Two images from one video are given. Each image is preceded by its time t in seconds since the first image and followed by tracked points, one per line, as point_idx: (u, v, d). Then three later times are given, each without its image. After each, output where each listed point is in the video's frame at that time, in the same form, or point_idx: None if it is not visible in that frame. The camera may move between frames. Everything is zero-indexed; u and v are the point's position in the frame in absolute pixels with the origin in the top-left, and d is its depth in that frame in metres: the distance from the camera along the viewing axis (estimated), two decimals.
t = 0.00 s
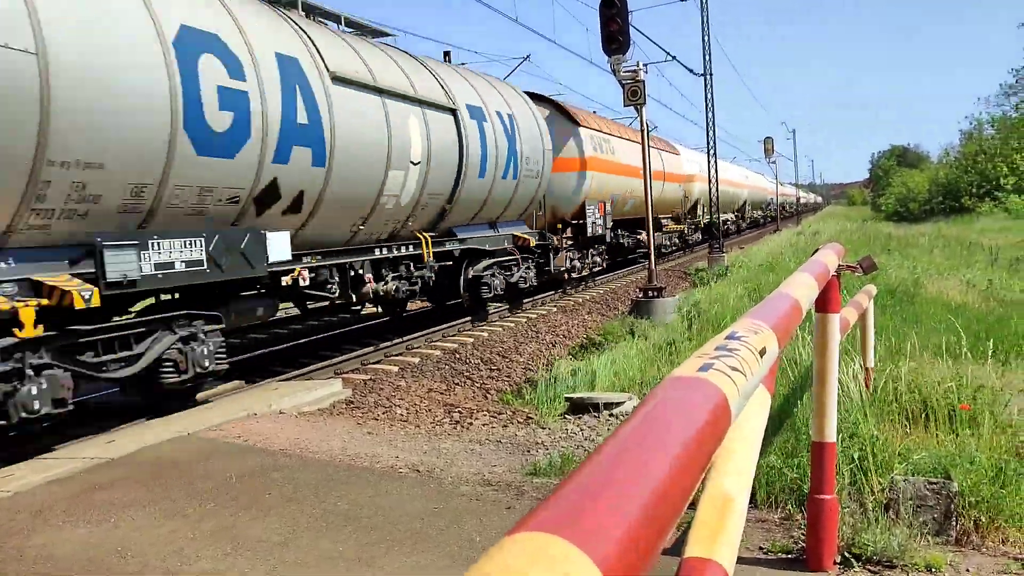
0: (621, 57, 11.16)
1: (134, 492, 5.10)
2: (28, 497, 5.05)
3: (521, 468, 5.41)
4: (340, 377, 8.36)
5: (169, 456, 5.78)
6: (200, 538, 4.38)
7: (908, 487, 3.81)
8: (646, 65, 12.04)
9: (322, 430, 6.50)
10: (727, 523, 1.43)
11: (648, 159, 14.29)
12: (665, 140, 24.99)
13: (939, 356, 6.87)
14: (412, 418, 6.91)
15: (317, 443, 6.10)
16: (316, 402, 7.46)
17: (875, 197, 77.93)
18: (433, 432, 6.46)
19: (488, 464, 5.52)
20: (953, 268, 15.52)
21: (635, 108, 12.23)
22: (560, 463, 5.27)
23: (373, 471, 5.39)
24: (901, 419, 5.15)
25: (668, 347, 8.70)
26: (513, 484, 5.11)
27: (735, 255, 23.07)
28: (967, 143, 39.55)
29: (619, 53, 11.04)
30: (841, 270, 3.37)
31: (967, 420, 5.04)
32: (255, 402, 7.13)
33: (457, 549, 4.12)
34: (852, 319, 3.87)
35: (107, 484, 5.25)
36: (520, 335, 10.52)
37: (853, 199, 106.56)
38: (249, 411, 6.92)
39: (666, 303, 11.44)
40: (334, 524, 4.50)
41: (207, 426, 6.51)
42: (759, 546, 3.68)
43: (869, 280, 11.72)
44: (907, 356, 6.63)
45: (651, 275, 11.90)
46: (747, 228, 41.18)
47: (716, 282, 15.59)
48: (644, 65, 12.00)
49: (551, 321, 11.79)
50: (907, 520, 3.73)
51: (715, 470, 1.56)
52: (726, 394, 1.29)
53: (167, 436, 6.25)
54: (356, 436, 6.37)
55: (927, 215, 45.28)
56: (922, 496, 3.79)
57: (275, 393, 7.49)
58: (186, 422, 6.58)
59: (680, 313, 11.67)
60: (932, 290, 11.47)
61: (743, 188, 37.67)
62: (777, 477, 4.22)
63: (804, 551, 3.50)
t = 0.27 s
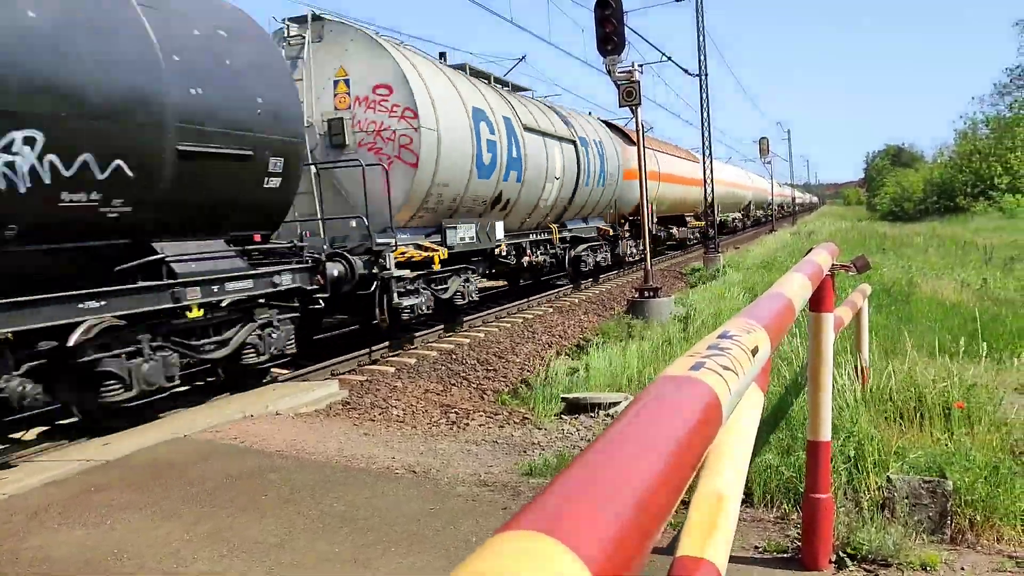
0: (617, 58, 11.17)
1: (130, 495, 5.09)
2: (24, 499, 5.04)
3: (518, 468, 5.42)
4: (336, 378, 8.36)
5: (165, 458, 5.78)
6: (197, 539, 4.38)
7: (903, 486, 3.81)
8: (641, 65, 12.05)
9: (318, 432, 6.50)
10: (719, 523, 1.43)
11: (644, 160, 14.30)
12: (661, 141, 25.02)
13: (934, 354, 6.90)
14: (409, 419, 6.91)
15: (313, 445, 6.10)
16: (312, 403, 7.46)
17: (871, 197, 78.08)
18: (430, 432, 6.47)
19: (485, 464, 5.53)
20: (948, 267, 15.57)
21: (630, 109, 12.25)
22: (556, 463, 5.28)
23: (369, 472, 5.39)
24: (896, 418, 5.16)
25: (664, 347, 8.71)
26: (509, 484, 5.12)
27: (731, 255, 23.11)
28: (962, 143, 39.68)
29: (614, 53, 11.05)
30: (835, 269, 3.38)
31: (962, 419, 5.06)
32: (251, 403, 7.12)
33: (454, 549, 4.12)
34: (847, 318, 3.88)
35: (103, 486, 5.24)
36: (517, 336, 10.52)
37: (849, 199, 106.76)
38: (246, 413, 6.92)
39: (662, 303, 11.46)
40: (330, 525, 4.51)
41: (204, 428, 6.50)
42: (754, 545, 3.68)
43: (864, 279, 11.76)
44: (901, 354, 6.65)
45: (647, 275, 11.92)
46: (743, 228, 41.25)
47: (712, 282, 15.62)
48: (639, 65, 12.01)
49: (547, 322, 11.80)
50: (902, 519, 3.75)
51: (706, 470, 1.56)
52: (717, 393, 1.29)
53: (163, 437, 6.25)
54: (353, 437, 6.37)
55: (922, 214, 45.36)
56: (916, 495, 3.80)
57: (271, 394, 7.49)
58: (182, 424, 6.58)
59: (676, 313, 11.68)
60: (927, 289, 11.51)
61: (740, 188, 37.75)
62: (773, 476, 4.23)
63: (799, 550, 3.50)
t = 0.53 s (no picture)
0: (614, 57, 11.17)
1: (127, 495, 5.09)
2: (21, 501, 5.02)
3: (515, 468, 5.41)
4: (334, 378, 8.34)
5: (162, 459, 5.77)
6: (194, 540, 4.37)
7: (901, 485, 3.83)
8: (638, 65, 12.05)
9: (316, 432, 6.49)
10: (717, 524, 1.43)
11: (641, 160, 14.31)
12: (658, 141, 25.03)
13: (930, 353, 6.90)
14: (406, 419, 6.90)
15: (310, 445, 6.09)
16: (310, 404, 7.44)
17: (869, 196, 78.13)
18: (427, 433, 6.46)
19: (483, 464, 5.52)
20: (945, 266, 15.60)
21: (627, 109, 12.25)
22: (553, 463, 5.28)
23: (367, 472, 5.39)
24: (894, 417, 5.16)
25: (662, 347, 8.71)
26: (507, 484, 5.11)
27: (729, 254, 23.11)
28: (958, 142, 39.73)
29: (611, 53, 11.05)
30: (832, 268, 3.38)
31: (960, 418, 5.06)
32: (248, 404, 7.11)
33: (452, 549, 4.12)
34: (844, 317, 3.88)
35: (100, 488, 5.23)
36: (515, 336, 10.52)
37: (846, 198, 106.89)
38: (243, 414, 6.90)
39: (660, 303, 11.46)
40: (328, 525, 4.50)
41: (201, 429, 6.49)
42: (752, 545, 3.68)
43: (861, 278, 11.77)
44: (898, 353, 6.66)
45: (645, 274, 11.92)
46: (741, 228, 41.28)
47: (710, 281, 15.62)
48: (636, 65, 12.01)
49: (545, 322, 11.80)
50: (900, 518, 3.75)
51: (704, 471, 1.56)
52: (713, 393, 1.29)
53: (160, 438, 6.24)
54: (350, 438, 6.36)
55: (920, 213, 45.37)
56: (914, 494, 3.80)
57: (269, 395, 7.47)
58: (180, 425, 6.57)
59: (674, 313, 11.68)
60: (924, 287, 11.52)
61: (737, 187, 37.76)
62: (771, 476, 4.22)
63: (798, 549, 3.50)
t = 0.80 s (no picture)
0: (611, 56, 11.17)
1: (126, 495, 5.08)
2: (19, 501, 5.01)
3: (514, 467, 5.42)
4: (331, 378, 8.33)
5: (160, 459, 5.77)
6: (193, 540, 4.37)
7: (898, 483, 3.83)
8: (636, 64, 12.05)
9: (314, 432, 6.48)
10: (716, 521, 1.43)
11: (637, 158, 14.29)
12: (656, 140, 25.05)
13: (928, 352, 6.91)
14: (404, 418, 6.91)
15: (308, 445, 6.08)
16: (307, 403, 7.44)
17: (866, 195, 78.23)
18: (425, 432, 6.46)
19: (481, 463, 5.53)
20: (942, 265, 15.61)
21: (625, 107, 12.25)
22: (551, 462, 5.29)
23: (365, 472, 5.39)
24: (891, 415, 5.17)
25: (660, 346, 8.72)
26: (505, 483, 5.12)
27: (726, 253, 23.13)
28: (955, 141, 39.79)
29: (609, 52, 11.05)
30: (830, 267, 3.38)
31: (957, 416, 5.08)
32: (246, 404, 7.11)
33: (452, 548, 4.13)
34: (842, 315, 3.88)
35: (99, 487, 5.23)
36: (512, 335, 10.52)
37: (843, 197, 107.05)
38: (242, 413, 6.90)
39: (657, 301, 11.46)
40: (327, 524, 4.50)
41: (199, 429, 6.49)
42: (750, 543, 3.69)
43: (858, 277, 11.78)
44: (895, 352, 6.67)
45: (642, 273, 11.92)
46: (738, 227, 41.32)
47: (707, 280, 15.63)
48: (633, 64, 12.01)
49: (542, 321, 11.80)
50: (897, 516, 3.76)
51: (702, 469, 1.56)
52: (713, 391, 1.30)
53: (157, 438, 6.23)
54: (348, 437, 6.35)
55: (917, 212, 45.41)
56: (911, 492, 3.80)
57: (267, 394, 7.47)
58: (178, 425, 6.56)
59: (671, 312, 11.69)
60: (921, 286, 11.53)
61: (735, 186, 37.79)
62: (770, 475, 4.23)
63: (796, 547, 3.51)
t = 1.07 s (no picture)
0: (610, 55, 11.16)
1: (124, 495, 5.08)
2: (16, 501, 5.00)
3: (513, 466, 5.42)
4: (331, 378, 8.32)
5: (159, 458, 5.76)
6: (191, 539, 4.37)
7: (897, 482, 3.83)
8: (635, 63, 12.05)
9: (313, 431, 6.48)
10: (717, 520, 1.43)
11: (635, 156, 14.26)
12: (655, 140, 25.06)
13: (926, 350, 6.92)
14: (403, 418, 6.90)
15: (307, 445, 6.08)
16: (306, 403, 7.43)
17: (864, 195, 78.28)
18: (424, 431, 6.46)
19: (480, 463, 5.52)
20: (940, 264, 15.62)
21: (624, 107, 12.25)
22: (551, 461, 5.29)
23: (365, 471, 5.39)
24: (891, 415, 5.17)
25: (659, 346, 8.72)
26: (505, 483, 5.12)
27: (725, 253, 23.14)
28: (954, 140, 39.82)
29: (608, 51, 11.04)
30: (829, 266, 3.38)
31: (956, 415, 5.08)
32: (245, 403, 7.11)
33: (451, 548, 4.13)
34: (841, 314, 3.88)
35: (97, 487, 5.22)
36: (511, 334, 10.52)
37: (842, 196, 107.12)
38: (241, 413, 6.90)
39: (656, 301, 11.46)
40: (326, 524, 4.50)
41: (198, 428, 6.48)
42: (750, 542, 3.69)
43: (857, 277, 11.80)
44: (894, 350, 6.68)
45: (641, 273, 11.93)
46: (736, 226, 41.34)
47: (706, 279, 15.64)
48: (632, 63, 12.01)
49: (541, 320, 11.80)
50: (896, 515, 3.76)
51: (702, 468, 1.56)
52: (713, 390, 1.30)
53: (156, 438, 6.23)
54: (348, 437, 6.35)
55: (915, 211, 45.41)
56: (910, 491, 3.80)
57: (266, 394, 7.46)
58: (177, 425, 6.55)
59: (670, 311, 11.69)
60: (920, 285, 11.54)
61: (733, 186, 37.80)
62: (769, 474, 4.23)
63: (795, 546, 3.51)
